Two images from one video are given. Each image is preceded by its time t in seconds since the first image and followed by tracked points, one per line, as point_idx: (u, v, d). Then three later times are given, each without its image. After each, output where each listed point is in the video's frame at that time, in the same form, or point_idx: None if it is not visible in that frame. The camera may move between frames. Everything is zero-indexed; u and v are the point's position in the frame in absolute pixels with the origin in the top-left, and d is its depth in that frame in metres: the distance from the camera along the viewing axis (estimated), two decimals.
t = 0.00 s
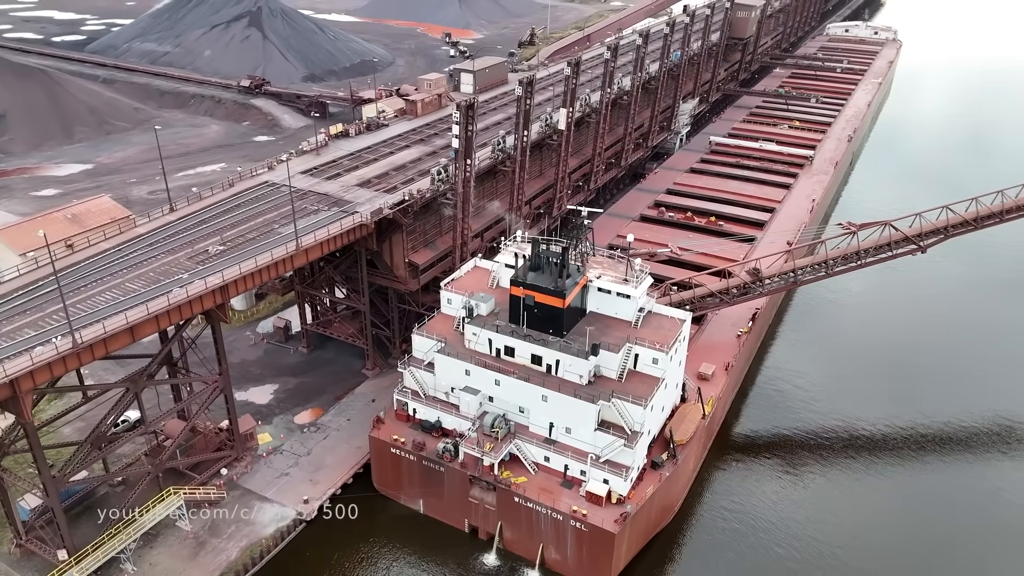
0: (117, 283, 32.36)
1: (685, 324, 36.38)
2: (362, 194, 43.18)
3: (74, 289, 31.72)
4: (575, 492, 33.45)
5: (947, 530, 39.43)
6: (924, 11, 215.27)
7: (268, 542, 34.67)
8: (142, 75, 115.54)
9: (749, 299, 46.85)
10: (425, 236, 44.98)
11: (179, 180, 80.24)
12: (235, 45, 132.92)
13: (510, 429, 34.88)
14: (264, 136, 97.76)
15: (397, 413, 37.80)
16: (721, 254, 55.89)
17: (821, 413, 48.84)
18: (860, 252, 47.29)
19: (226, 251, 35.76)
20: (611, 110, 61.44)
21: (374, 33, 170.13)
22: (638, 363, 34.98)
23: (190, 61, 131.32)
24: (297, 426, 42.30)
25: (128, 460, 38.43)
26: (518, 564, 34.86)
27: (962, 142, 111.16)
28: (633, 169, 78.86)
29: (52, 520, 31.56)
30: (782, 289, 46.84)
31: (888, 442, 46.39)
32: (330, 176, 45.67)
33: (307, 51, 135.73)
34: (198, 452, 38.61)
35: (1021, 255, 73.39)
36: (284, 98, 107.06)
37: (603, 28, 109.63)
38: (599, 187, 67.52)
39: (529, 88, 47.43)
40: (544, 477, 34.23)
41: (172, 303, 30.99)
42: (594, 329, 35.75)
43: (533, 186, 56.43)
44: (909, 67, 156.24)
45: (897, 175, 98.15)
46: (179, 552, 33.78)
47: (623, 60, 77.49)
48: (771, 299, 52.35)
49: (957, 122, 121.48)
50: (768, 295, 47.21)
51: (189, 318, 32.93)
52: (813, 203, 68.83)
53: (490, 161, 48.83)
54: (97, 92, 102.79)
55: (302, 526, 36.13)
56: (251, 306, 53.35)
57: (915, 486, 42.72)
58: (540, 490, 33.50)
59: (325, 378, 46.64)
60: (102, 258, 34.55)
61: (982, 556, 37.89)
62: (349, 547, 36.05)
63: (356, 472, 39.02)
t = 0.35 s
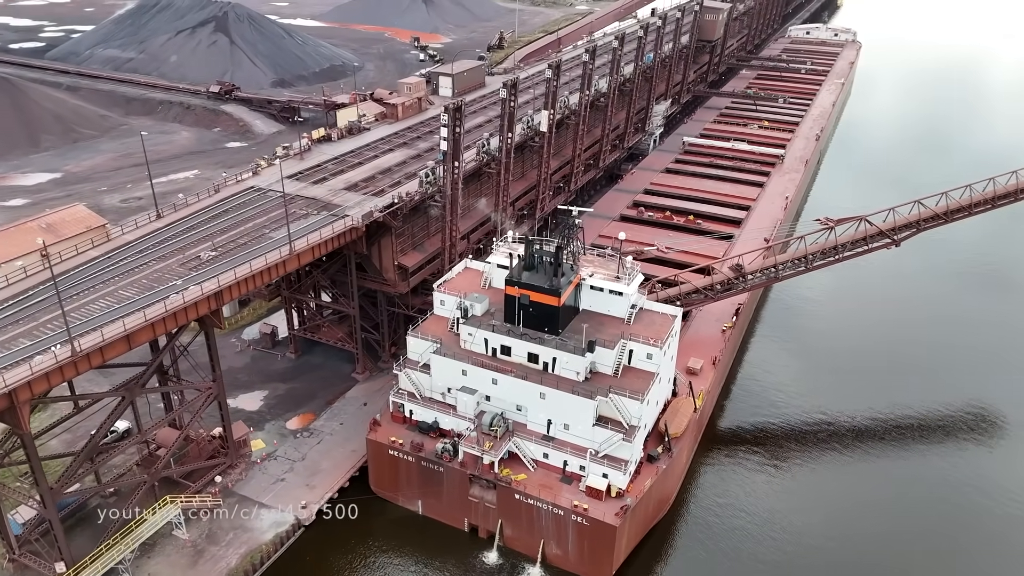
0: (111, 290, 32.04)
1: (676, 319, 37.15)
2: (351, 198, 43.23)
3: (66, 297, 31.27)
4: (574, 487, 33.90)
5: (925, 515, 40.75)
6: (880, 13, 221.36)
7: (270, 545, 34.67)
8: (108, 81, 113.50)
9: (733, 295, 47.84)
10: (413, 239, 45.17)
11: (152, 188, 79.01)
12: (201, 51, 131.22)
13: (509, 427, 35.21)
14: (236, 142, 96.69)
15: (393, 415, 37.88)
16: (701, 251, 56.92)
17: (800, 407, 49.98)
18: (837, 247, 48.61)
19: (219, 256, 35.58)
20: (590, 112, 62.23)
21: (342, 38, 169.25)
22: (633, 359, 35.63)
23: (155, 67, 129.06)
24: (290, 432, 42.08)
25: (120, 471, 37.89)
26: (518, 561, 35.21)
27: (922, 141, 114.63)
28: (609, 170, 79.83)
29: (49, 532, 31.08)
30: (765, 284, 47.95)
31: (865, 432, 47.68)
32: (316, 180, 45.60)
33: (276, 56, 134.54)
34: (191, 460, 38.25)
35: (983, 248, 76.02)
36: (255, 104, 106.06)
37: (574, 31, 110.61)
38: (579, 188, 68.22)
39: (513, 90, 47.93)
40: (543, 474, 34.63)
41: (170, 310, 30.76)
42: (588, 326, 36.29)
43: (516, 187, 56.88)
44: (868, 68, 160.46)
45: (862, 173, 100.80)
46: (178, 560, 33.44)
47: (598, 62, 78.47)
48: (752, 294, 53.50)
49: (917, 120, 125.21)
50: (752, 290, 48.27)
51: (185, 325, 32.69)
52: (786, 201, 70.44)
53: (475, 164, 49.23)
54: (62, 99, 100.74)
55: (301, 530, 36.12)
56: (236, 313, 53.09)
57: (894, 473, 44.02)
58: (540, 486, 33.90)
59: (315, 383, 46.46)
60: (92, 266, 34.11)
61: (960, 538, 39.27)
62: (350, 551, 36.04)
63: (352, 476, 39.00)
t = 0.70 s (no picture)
0: (111, 295, 31.91)
1: (672, 315, 37.92)
2: (345, 200, 43.41)
3: (66, 302, 31.08)
4: (577, 481, 34.43)
5: (911, 503, 41.92)
6: (847, 15, 226.07)
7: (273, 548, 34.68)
8: (80, 88, 111.80)
9: (721, 291, 48.82)
10: (407, 240, 45.43)
11: (131, 195, 78.05)
12: (175, 56, 129.76)
13: (511, 424, 35.64)
14: (214, 147, 95.82)
15: (393, 415, 38.12)
16: (687, 249, 57.88)
17: (785, 401, 51.08)
18: (821, 242, 49.83)
19: (217, 260, 35.56)
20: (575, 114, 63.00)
21: (317, 42, 168.44)
22: (631, 354, 36.28)
23: (127, 72, 127.26)
24: (287, 435, 42.04)
25: (118, 477, 37.61)
26: (522, 556, 35.66)
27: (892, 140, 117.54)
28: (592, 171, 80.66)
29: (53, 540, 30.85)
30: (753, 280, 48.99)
31: (849, 423, 48.88)
32: (308, 183, 45.69)
33: (251, 60, 133.51)
34: (190, 465, 38.09)
35: (956, 243, 78.15)
36: (233, 109, 105.24)
37: (552, 34, 111.41)
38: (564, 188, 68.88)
39: (503, 92, 48.47)
40: (545, 469, 35.11)
41: (173, 313, 30.68)
42: (587, 323, 36.87)
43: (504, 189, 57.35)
44: (837, 69, 163.78)
45: (836, 172, 102.97)
46: (182, 565, 33.34)
47: (579, 64, 79.36)
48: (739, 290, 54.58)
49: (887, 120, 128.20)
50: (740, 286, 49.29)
51: (187, 329, 32.61)
52: (766, 199, 71.85)
53: (466, 166, 49.65)
54: (34, 105, 99.08)
55: (303, 533, 36.18)
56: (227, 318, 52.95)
57: (879, 463, 45.19)
58: (543, 481, 34.39)
59: (310, 386, 46.44)
60: (89, 271, 33.91)
61: (946, 525, 40.46)
62: (354, 552, 36.21)
63: (352, 477, 39.13)
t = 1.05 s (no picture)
0: (115, 298, 31.88)
1: (667, 310, 38.76)
2: (340, 202, 43.65)
3: (70, 306, 30.99)
4: (579, 474, 35.06)
5: (898, 490, 43.12)
6: (816, 17, 230.38)
7: (278, 549, 34.70)
8: (55, 94, 110.19)
9: (711, 286, 49.82)
10: (402, 242, 45.74)
11: (113, 201, 77.20)
12: (150, 61, 128.40)
13: (513, 421, 36.13)
14: (194, 152, 94.99)
15: (395, 414, 38.43)
16: (674, 247, 58.85)
17: (772, 394, 52.19)
18: (806, 237, 51.08)
19: (218, 262, 35.64)
20: (560, 115, 63.76)
21: (293, 46, 167.67)
22: (629, 349, 37.02)
23: (102, 77, 125.59)
24: (286, 437, 42.11)
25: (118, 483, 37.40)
26: (526, 550, 36.17)
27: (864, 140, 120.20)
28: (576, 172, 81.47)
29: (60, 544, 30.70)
30: (742, 275, 50.06)
31: (833, 415, 50.05)
32: (301, 186, 45.83)
33: (228, 65, 132.49)
34: (191, 469, 38.02)
35: (931, 239, 80.22)
36: (212, 113, 104.46)
37: (531, 37, 112.22)
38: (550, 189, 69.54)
39: (494, 94, 49.11)
40: (548, 463, 35.67)
41: (179, 315, 30.72)
42: (585, 318, 37.54)
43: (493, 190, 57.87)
44: (809, 70, 166.87)
45: (813, 171, 105.02)
46: (189, 568, 33.31)
47: (561, 67, 80.22)
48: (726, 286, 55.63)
49: (859, 120, 131.03)
50: (729, 282, 50.33)
51: (192, 330, 32.66)
52: (748, 197, 73.25)
53: (458, 167, 50.13)
54: (9, 112, 97.52)
55: (307, 533, 36.28)
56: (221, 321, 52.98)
57: (864, 453, 46.34)
58: (546, 475, 34.95)
59: (307, 389, 46.51)
60: (90, 275, 33.82)
61: (932, 511, 41.69)
62: (359, 550, 36.48)
63: (354, 477, 39.32)
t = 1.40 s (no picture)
0: (118, 301, 31.85)
1: (663, 305, 39.58)
2: (335, 204, 43.89)
3: (72, 309, 30.93)
4: (582, 467, 35.68)
5: (884, 477, 44.32)
6: (786, 18, 234.29)
7: (283, 550, 34.76)
8: (29, 99, 108.61)
9: (700, 282, 50.86)
10: (397, 242, 46.06)
11: (94, 207, 76.39)
12: (125, 65, 127.01)
13: (515, 416, 36.65)
14: (175, 156, 94.21)
15: (396, 413, 38.73)
16: (662, 245, 59.80)
17: (759, 388, 53.34)
18: (791, 233, 52.27)
19: (219, 264, 35.71)
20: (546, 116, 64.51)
21: (268, 50, 166.71)
22: (627, 343, 37.76)
23: (76, 83, 123.93)
24: (285, 438, 42.17)
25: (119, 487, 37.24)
26: (530, 543, 36.75)
27: (838, 138, 122.72)
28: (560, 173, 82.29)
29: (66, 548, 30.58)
30: (729, 271, 51.14)
31: (817, 407, 51.17)
32: (295, 188, 45.98)
33: (205, 69, 131.38)
34: (193, 471, 37.96)
35: (907, 235, 82.33)
36: (192, 118, 103.72)
37: (510, 39, 113.02)
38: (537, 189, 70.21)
39: (484, 95, 49.69)
40: (550, 457, 36.27)
41: (184, 317, 30.76)
42: (583, 314, 38.21)
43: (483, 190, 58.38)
44: (781, 70, 169.78)
45: (790, 169, 106.99)
46: (195, 569, 33.32)
47: (544, 68, 81.04)
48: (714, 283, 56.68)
49: (832, 119, 133.74)
50: (717, 278, 51.37)
51: (196, 332, 32.69)
52: (730, 196, 74.61)
53: (450, 167, 50.64)
54: None
55: (311, 534, 36.41)
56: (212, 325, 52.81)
57: (849, 443, 47.48)
58: (549, 469, 35.54)
59: (303, 390, 46.60)
60: (91, 279, 33.76)
61: (918, 496, 42.93)
62: (362, 549, 36.68)
63: (356, 476, 39.55)
